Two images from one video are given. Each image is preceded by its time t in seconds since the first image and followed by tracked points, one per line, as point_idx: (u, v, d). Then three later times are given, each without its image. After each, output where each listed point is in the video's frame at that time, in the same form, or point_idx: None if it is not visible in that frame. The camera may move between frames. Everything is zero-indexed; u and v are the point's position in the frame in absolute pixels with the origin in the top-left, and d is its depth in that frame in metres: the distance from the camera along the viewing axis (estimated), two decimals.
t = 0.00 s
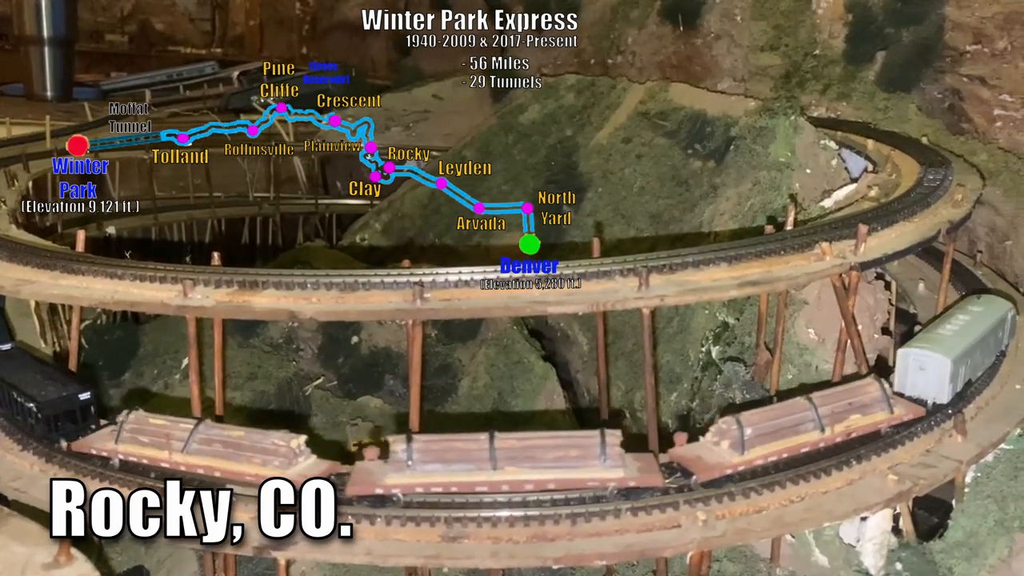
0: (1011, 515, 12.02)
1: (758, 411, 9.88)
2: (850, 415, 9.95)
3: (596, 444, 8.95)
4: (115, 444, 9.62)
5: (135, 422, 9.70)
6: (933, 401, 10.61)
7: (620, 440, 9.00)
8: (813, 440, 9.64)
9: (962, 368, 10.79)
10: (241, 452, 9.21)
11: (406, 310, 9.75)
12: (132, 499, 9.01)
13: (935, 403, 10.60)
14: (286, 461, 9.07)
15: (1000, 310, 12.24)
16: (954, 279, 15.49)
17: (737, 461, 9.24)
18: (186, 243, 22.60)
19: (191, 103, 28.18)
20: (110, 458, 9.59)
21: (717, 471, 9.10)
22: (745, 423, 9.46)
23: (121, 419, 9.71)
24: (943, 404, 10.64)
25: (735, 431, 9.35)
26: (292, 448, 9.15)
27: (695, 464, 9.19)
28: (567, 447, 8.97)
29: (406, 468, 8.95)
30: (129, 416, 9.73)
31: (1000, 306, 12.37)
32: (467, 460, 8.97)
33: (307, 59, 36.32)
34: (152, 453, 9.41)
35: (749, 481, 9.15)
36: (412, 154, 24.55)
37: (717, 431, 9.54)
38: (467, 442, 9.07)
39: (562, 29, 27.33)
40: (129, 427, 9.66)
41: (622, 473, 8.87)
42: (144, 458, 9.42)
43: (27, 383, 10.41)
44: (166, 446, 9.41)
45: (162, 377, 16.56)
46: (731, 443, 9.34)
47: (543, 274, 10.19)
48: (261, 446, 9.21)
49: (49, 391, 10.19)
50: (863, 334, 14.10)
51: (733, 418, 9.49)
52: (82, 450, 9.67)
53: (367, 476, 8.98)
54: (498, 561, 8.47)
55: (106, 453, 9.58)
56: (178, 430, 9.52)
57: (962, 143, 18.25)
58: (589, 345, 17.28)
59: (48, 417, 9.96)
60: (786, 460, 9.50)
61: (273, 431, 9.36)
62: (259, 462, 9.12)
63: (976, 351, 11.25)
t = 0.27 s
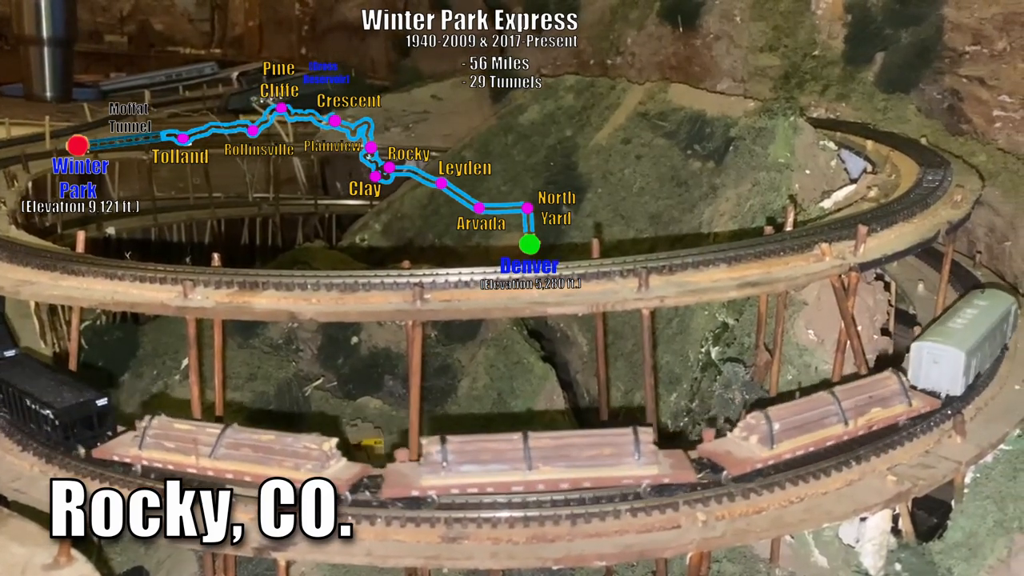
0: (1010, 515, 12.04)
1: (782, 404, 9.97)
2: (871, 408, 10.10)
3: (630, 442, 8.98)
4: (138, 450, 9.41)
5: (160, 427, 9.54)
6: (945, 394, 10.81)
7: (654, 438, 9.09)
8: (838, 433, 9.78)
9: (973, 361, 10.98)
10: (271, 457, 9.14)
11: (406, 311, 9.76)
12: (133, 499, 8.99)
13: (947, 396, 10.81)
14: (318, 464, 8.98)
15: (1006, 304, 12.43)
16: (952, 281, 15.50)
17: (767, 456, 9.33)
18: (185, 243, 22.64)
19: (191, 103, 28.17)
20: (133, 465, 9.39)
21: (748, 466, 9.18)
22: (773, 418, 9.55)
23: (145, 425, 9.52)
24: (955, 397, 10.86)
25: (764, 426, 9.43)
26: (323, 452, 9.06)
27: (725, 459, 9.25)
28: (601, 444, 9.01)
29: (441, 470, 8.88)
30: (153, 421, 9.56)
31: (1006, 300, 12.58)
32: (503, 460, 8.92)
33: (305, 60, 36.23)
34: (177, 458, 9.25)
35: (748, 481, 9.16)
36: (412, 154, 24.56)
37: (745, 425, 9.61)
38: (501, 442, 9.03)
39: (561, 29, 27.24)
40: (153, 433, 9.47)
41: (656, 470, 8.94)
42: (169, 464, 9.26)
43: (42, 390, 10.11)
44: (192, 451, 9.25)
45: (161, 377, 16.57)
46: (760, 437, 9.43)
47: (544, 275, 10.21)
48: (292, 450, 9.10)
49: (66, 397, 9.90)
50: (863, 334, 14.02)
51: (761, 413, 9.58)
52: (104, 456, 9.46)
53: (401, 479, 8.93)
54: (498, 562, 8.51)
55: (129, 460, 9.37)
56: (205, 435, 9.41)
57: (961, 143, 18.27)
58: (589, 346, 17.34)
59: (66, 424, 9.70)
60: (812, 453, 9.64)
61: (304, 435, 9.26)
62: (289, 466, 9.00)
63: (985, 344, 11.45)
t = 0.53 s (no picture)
0: (1009, 516, 12.03)
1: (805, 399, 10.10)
2: (890, 401, 10.28)
3: (660, 439, 9.10)
4: (161, 455, 9.32)
5: (183, 432, 9.48)
6: (957, 386, 10.98)
7: (684, 434, 9.19)
8: (860, 426, 9.94)
9: (983, 353, 11.17)
10: (301, 460, 9.03)
11: (405, 311, 9.75)
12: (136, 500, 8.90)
13: (959, 388, 10.98)
14: (350, 467, 8.96)
15: (1010, 297, 12.64)
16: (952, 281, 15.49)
17: (794, 449, 9.43)
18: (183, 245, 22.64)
19: (190, 104, 28.15)
20: (154, 470, 9.30)
21: (777, 460, 9.28)
22: (798, 412, 9.68)
23: (167, 431, 9.44)
24: (966, 389, 11.03)
25: (790, 420, 9.57)
26: (355, 454, 9.03)
27: (753, 453, 9.35)
28: (632, 439, 9.12)
29: (474, 470, 8.92)
30: (176, 426, 9.50)
31: (1009, 293, 12.79)
32: (535, 458, 8.97)
33: (304, 61, 36.20)
34: (203, 464, 9.18)
35: (747, 482, 9.16)
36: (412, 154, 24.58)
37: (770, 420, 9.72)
38: (533, 442, 9.08)
39: (562, 29, 27.33)
40: (177, 438, 9.40)
41: (688, 465, 9.03)
42: (194, 469, 9.19)
43: (57, 396, 10.09)
44: (219, 456, 9.21)
45: (160, 378, 16.61)
46: (786, 431, 9.55)
47: (544, 275, 10.21)
48: (322, 453, 9.06)
49: (83, 403, 9.87)
50: (862, 335, 13.89)
51: (785, 408, 9.72)
52: (125, 462, 9.34)
53: (434, 480, 8.95)
54: (497, 563, 8.52)
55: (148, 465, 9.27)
56: (231, 440, 9.34)
57: (960, 144, 18.29)
58: (588, 346, 17.26)
59: (83, 430, 9.65)
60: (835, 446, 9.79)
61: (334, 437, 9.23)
62: (320, 469, 8.93)
63: (993, 337, 11.65)
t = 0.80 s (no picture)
0: (1007, 517, 12.01)
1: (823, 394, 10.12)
2: (904, 395, 10.38)
3: (689, 436, 9.11)
4: (186, 460, 9.18)
5: (207, 437, 9.31)
6: (966, 379, 11.23)
7: (712, 431, 9.20)
8: (878, 420, 10.02)
9: (990, 346, 11.42)
10: (331, 464, 8.92)
11: (404, 313, 9.76)
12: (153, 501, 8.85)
13: (968, 381, 11.22)
14: (382, 470, 8.84)
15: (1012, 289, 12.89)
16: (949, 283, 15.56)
17: (817, 443, 9.45)
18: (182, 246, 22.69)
19: (189, 105, 28.15)
20: (179, 477, 9.17)
21: (801, 455, 9.31)
22: (821, 407, 9.70)
23: (190, 437, 9.32)
24: (976, 381, 11.26)
25: (813, 414, 9.58)
26: (387, 457, 8.91)
27: (777, 448, 9.38)
28: (659, 436, 9.12)
29: (506, 470, 8.86)
30: (200, 431, 9.35)
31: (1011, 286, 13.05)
32: (567, 458, 8.91)
33: (304, 62, 36.22)
34: (229, 469, 9.00)
35: (746, 483, 9.17)
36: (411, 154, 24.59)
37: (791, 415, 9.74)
38: (565, 442, 9.02)
39: (562, 29, 27.34)
40: (201, 444, 9.23)
41: (717, 462, 9.04)
42: (219, 474, 9.03)
43: (73, 403, 9.98)
44: (247, 461, 9.04)
45: (159, 380, 16.66)
46: (809, 426, 9.58)
47: (544, 276, 10.23)
48: (352, 457, 8.95)
49: (103, 409, 9.78)
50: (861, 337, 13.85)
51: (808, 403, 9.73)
52: (149, 469, 9.22)
53: (466, 482, 8.87)
54: (496, 564, 8.55)
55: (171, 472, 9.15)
56: (259, 445, 9.18)
57: (959, 146, 18.32)
58: (587, 347, 17.25)
59: (105, 436, 9.58)
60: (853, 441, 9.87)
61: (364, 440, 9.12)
62: (352, 473, 8.83)
63: (998, 330, 11.89)
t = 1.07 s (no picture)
0: (1006, 518, 12.00)
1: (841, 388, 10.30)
2: (919, 389, 10.57)
3: (715, 431, 9.21)
4: (211, 466, 9.11)
5: (233, 441, 9.22)
6: (973, 373, 11.53)
7: (738, 426, 9.32)
8: (894, 413, 10.20)
9: (995, 339, 11.72)
10: (360, 466, 8.91)
11: (403, 314, 9.77)
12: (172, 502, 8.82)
13: (974, 374, 11.52)
14: (412, 472, 8.84)
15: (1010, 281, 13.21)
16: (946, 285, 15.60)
17: (837, 438, 9.63)
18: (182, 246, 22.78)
19: (189, 105, 28.11)
20: (202, 482, 9.10)
21: (823, 449, 9.48)
22: (840, 401, 9.87)
23: (215, 442, 9.20)
24: (982, 374, 11.57)
25: (833, 409, 9.75)
26: (417, 458, 8.90)
27: (800, 443, 9.55)
28: (686, 431, 9.22)
29: (537, 470, 8.95)
30: (224, 436, 9.25)
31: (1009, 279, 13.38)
32: (598, 457, 8.96)
33: (303, 62, 36.25)
34: (256, 474, 8.95)
35: (745, 484, 9.18)
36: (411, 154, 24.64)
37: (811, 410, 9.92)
38: (595, 440, 9.08)
39: (563, 28, 27.40)
40: (227, 449, 9.16)
41: (744, 457, 9.15)
42: (246, 479, 8.97)
43: (89, 409, 9.83)
44: (276, 464, 9.01)
45: (159, 380, 16.67)
46: (829, 420, 9.76)
47: (542, 277, 10.24)
48: (381, 459, 8.93)
49: (122, 414, 9.63)
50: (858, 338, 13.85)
51: (828, 397, 9.89)
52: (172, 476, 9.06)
53: (496, 482, 8.92)
54: (495, 565, 8.55)
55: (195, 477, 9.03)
56: (287, 448, 9.13)
57: (958, 147, 18.34)
58: (585, 348, 17.25)
59: (125, 443, 9.42)
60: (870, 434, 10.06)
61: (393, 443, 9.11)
62: (383, 475, 8.83)
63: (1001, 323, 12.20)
